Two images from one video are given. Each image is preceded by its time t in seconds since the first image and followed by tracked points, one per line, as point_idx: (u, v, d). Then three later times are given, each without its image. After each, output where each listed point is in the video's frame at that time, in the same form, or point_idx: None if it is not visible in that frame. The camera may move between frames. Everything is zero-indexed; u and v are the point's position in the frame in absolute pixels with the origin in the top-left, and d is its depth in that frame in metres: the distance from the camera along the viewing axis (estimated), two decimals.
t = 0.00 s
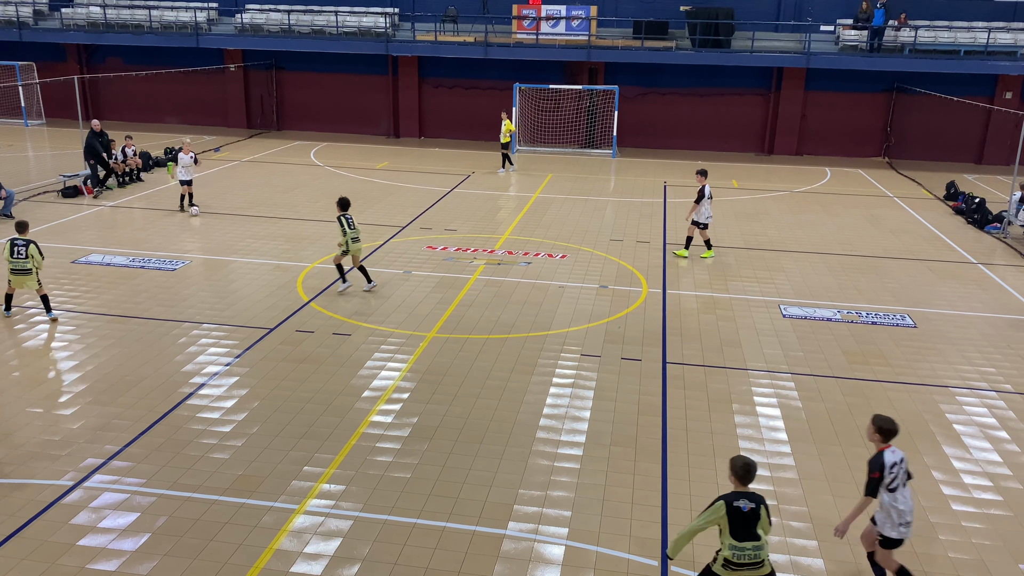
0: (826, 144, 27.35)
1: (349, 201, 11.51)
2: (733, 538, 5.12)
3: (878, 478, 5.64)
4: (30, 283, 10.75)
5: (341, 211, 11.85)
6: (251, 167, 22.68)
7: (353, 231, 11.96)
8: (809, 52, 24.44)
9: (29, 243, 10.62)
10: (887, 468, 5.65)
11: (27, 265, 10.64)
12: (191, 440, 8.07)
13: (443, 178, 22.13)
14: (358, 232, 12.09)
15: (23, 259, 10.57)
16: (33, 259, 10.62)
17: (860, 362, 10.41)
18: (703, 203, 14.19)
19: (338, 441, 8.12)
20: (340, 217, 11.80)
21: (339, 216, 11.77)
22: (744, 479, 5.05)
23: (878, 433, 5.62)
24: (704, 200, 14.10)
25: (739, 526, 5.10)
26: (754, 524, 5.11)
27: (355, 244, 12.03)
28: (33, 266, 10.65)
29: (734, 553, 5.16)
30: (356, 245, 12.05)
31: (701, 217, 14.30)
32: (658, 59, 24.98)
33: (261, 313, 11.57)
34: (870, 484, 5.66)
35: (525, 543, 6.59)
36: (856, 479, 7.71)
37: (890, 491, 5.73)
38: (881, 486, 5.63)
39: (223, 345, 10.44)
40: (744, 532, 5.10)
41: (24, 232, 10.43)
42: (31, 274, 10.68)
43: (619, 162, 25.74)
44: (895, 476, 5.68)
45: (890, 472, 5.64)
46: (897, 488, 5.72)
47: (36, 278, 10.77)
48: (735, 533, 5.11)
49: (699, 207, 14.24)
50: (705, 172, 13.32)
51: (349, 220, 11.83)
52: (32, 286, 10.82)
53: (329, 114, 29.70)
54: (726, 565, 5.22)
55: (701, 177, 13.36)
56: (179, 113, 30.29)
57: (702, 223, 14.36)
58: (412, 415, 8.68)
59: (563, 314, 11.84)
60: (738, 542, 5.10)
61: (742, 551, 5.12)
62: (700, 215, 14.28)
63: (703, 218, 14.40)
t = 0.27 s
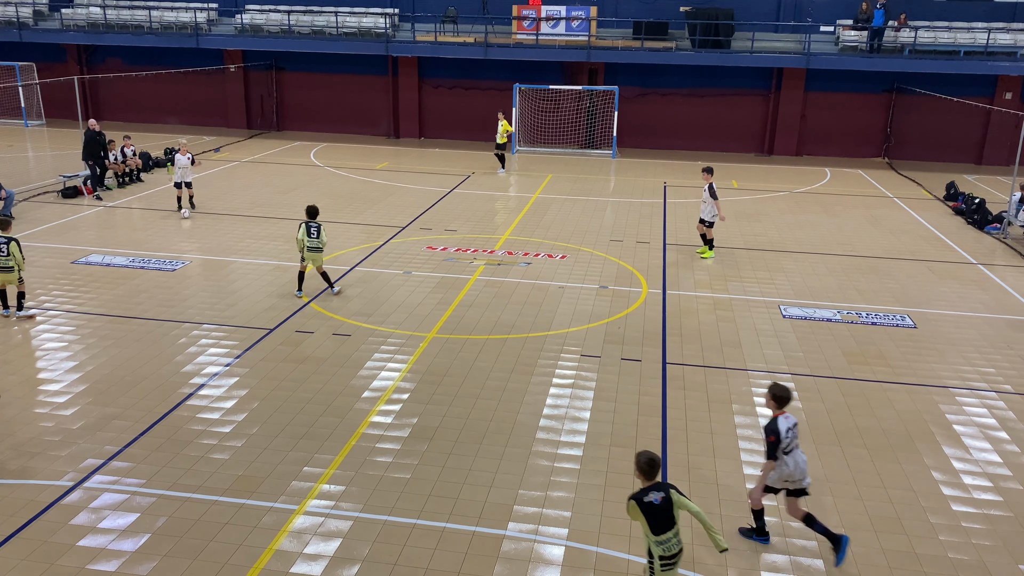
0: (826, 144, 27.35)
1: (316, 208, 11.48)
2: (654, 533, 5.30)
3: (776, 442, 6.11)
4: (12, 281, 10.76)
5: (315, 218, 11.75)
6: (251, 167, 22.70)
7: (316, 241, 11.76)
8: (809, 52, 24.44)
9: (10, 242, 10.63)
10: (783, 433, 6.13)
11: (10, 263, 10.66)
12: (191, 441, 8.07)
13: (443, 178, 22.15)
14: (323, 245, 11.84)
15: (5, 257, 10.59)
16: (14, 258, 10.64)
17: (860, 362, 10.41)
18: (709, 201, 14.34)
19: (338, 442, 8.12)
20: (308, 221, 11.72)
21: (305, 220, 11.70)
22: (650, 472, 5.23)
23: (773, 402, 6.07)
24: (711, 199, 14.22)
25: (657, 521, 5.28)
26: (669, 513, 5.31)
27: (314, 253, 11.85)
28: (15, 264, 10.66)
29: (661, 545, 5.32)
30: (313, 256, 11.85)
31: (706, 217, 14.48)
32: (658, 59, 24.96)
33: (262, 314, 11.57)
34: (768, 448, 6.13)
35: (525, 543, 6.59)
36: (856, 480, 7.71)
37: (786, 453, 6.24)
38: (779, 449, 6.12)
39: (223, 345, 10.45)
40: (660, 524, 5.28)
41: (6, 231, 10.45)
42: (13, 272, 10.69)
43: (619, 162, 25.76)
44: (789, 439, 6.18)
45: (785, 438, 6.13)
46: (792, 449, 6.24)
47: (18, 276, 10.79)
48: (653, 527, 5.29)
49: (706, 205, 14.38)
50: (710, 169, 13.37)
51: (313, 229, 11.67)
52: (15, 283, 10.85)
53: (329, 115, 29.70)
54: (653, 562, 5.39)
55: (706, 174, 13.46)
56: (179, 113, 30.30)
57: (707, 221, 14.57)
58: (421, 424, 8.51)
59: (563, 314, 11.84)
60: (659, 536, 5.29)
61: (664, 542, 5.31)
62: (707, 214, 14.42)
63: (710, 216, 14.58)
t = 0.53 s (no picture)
0: (826, 145, 27.36)
1: (303, 203, 11.52)
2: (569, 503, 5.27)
3: (666, 402, 6.79)
4: (7, 279, 10.72)
5: (301, 212, 11.71)
6: (251, 168, 22.72)
7: (301, 234, 11.69)
8: (809, 53, 24.44)
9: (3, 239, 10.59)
10: (674, 396, 6.80)
11: (6, 262, 10.62)
12: (191, 441, 8.08)
13: (443, 178, 22.17)
14: (309, 239, 11.73)
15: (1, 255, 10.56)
16: (10, 255, 10.61)
17: (860, 363, 10.41)
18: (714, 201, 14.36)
19: (339, 442, 8.13)
20: (294, 215, 11.68)
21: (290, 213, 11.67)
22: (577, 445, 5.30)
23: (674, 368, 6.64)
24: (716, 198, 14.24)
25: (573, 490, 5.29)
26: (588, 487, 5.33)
27: (298, 247, 11.78)
28: (10, 261, 10.63)
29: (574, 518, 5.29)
30: (297, 249, 11.77)
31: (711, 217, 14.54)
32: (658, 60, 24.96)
33: (262, 314, 11.58)
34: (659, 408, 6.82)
35: (525, 544, 6.58)
36: (857, 480, 7.70)
37: (677, 416, 6.89)
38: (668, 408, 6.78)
39: (223, 345, 10.46)
40: (577, 495, 5.26)
41: None
42: (9, 270, 10.66)
43: (619, 163, 25.78)
44: (681, 402, 6.82)
45: (674, 399, 6.78)
46: (682, 413, 6.87)
47: (14, 275, 10.74)
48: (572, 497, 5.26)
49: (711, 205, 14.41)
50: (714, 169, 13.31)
51: (298, 222, 11.61)
52: (12, 282, 10.81)
53: (329, 115, 29.71)
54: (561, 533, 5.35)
55: (710, 175, 13.37)
56: (180, 114, 30.33)
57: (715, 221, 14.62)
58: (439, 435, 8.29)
59: (563, 315, 11.85)
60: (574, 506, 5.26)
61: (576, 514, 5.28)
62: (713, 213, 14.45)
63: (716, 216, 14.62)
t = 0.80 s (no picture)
0: (826, 145, 27.36)
1: (281, 208, 11.44)
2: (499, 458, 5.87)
3: (588, 373, 7.15)
4: (10, 280, 10.70)
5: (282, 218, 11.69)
6: (252, 168, 22.75)
7: (283, 240, 11.65)
8: (810, 53, 24.44)
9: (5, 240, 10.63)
10: (595, 366, 7.19)
11: (8, 261, 10.62)
12: (192, 441, 8.09)
13: (443, 179, 22.19)
14: (292, 244, 11.69)
15: (2, 255, 10.57)
16: (12, 255, 10.62)
17: (861, 364, 10.41)
18: (717, 201, 14.37)
19: (339, 443, 8.13)
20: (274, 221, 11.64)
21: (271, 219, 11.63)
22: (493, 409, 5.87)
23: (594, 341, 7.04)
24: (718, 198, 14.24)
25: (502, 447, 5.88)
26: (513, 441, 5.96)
27: (281, 252, 11.67)
28: (11, 261, 10.62)
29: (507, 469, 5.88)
30: (280, 255, 11.67)
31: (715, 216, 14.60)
32: (658, 61, 24.96)
33: (262, 314, 11.60)
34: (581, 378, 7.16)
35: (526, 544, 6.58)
36: (857, 481, 7.70)
37: (595, 385, 7.29)
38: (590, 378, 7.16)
39: (224, 345, 10.47)
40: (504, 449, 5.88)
41: None
42: (11, 270, 10.64)
43: (619, 163, 25.79)
44: (600, 373, 7.25)
45: (596, 370, 7.19)
46: (600, 382, 7.29)
47: (16, 275, 10.73)
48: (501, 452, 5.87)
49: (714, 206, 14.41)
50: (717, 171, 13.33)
51: (279, 227, 11.60)
52: (15, 284, 10.78)
53: (330, 116, 29.72)
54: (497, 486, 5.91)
55: (711, 173, 13.40)
56: (180, 115, 30.36)
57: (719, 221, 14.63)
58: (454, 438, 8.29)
59: (564, 315, 11.86)
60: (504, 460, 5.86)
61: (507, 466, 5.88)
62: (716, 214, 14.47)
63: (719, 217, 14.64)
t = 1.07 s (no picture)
0: (827, 146, 27.36)
1: (260, 204, 11.51)
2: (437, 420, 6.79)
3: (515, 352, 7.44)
4: (17, 281, 10.67)
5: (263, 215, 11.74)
6: (252, 169, 22.77)
7: (270, 238, 11.73)
8: (810, 54, 24.44)
9: (15, 241, 10.67)
10: (524, 346, 7.46)
11: (16, 263, 10.62)
12: (192, 442, 8.08)
13: (444, 179, 22.19)
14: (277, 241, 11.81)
15: (11, 256, 10.57)
16: (21, 256, 10.63)
17: (861, 364, 10.40)
18: (720, 201, 14.37)
19: (340, 443, 8.13)
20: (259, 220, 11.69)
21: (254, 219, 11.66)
22: (445, 377, 6.62)
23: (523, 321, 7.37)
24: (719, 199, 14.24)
25: (440, 412, 6.74)
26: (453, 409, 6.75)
27: (269, 251, 11.78)
28: (20, 262, 10.63)
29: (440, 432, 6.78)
30: (268, 253, 11.77)
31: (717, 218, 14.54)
32: (659, 61, 24.96)
33: (263, 314, 11.60)
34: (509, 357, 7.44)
35: (526, 545, 6.58)
36: (858, 481, 7.69)
37: (523, 363, 7.59)
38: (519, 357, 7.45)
39: (224, 346, 10.48)
40: (444, 415, 6.75)
41: (9, 229, 10.51)
42: (20, 272, 10.64)
43: (620, 163, 25.79)
44: (528, 351, 7.53)
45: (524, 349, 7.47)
46: (528, 361, 7.59)
47: (24, 277, 10.72)
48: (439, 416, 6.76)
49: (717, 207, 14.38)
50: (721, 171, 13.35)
51: (265, 226, 11.66)
52: (21, 286, 10.77)
53: (330, 116, 29.73)
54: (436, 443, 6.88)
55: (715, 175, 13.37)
56: (181, 115, 30.37)
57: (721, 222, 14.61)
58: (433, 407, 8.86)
59: (564, 315, 11.86)
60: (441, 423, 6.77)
61: (443, 429, 6.79)
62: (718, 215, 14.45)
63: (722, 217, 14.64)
